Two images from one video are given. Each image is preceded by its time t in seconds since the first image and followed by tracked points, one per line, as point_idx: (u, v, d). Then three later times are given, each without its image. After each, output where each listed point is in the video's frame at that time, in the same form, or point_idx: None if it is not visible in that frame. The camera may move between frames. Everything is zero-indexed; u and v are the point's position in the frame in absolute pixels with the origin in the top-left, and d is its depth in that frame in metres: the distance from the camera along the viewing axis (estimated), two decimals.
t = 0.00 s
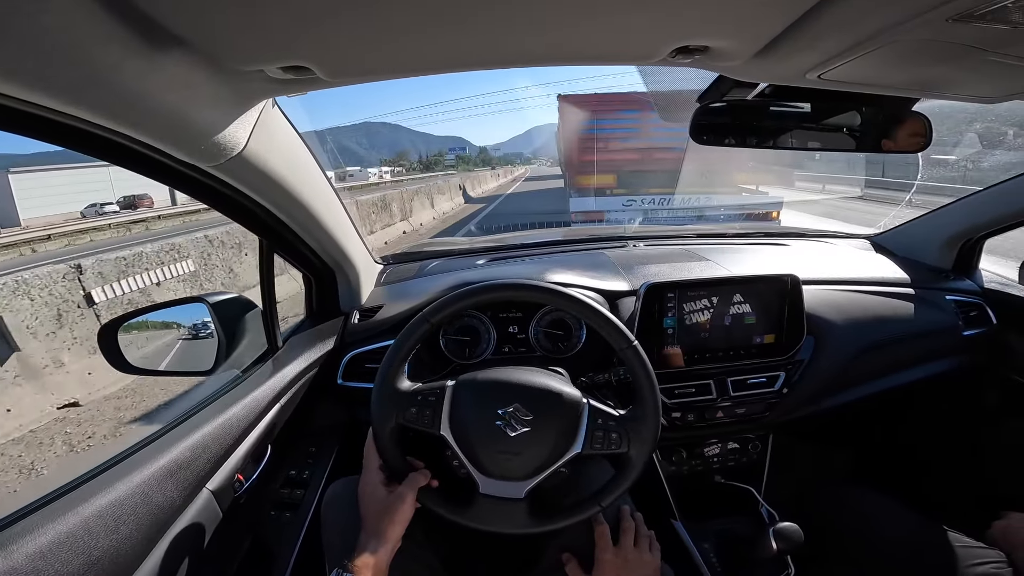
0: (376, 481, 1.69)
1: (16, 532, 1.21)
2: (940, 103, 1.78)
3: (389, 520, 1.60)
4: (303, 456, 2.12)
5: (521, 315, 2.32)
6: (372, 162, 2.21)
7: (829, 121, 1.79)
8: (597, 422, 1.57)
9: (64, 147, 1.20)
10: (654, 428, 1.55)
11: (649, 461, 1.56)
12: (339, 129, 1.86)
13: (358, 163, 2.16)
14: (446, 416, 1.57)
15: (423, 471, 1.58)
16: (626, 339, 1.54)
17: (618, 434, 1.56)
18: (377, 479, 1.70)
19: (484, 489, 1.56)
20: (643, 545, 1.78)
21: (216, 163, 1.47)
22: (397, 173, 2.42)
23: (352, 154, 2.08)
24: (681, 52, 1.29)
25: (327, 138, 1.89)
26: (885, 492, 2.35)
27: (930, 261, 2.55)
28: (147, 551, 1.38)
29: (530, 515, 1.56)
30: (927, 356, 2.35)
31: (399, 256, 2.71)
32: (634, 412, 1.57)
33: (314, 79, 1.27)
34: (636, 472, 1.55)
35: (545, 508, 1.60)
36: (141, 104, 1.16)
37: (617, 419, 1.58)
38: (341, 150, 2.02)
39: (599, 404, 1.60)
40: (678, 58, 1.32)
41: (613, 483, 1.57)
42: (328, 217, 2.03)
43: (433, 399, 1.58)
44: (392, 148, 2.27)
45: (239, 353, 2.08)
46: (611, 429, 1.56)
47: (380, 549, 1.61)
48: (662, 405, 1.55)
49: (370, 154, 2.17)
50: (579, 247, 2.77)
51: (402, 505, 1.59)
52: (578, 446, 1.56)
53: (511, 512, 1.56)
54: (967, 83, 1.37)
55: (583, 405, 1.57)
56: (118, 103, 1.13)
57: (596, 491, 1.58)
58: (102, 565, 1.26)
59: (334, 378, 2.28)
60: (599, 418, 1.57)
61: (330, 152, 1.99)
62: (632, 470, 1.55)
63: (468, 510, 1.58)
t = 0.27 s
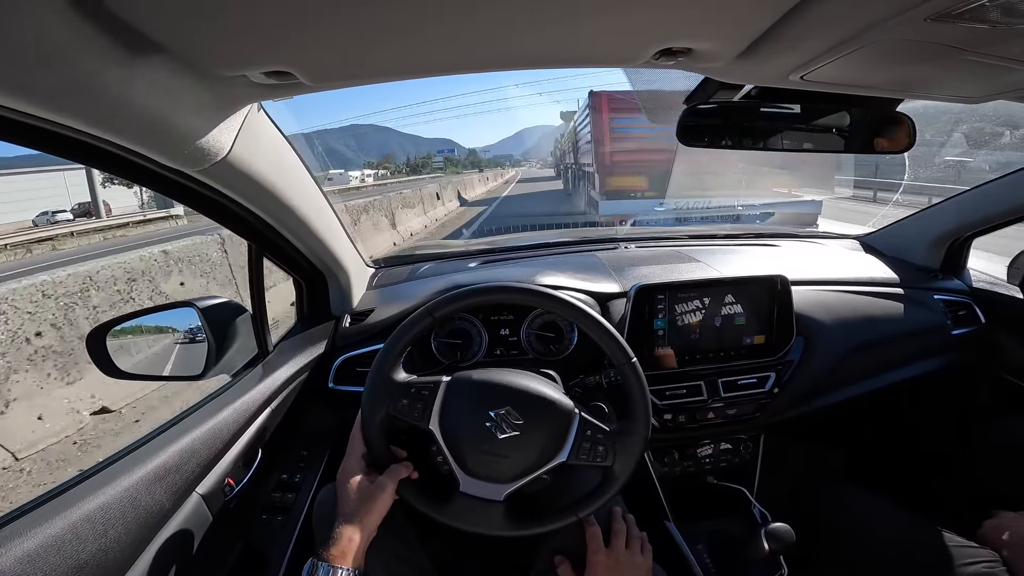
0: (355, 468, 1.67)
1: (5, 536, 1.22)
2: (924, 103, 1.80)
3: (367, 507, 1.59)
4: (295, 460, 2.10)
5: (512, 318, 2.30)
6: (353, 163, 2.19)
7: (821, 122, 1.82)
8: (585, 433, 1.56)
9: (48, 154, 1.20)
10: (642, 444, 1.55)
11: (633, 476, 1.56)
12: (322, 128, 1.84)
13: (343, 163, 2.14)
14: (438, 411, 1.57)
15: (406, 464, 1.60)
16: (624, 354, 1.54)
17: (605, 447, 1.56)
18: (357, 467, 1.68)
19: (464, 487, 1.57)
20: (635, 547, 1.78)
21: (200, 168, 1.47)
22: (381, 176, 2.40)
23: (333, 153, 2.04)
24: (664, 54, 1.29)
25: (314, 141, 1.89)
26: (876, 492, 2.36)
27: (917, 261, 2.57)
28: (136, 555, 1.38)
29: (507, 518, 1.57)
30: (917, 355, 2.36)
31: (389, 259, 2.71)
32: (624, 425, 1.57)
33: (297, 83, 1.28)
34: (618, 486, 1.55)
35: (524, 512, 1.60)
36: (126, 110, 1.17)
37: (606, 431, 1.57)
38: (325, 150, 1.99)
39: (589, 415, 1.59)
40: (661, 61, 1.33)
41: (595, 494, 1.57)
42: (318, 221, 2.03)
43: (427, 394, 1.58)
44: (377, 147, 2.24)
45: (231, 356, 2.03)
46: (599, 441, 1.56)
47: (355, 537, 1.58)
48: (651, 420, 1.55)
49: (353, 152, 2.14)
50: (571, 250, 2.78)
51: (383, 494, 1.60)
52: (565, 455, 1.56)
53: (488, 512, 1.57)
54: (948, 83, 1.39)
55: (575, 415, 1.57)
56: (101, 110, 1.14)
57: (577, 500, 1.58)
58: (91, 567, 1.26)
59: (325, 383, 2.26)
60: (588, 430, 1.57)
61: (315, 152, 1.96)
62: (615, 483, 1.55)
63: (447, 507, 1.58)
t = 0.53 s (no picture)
0: (349, 467, 1.68)
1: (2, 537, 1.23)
2: (911, 103, 1.81)
3: (358, 506, 1.59)
4: (291, 463, 2.11)
5: (507, 319, 2.31)
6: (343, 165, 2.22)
7: (814, 121, 1.83)
8: (578, 435, 1.57)
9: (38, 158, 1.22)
10: (635, 448, 1.56)
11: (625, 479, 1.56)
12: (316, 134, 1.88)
13: (335, 164, 2.18)
14: (433, 409, 1.58)
15: (400, 461, 1.61)
16: (617, 357, 1.56)
17: (597, 450, 1.56)
18: (350, 466, 1.68)
19: (456, 487, 1.57)
20: (627, 548, 1.78)
21: (189, 173, 1.48)
22: (365, 179, 2.43)
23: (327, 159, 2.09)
24: (650, 56, 1.30)
25: (306, 143, 1.90)
26: (871, 491, 2.35)
27: (911, 260, 2.57)
28: (133, 556, 1.39)
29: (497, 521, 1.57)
30: (911, 354, 2.37)
31: (384, 261, 2.72)
32: (618, 429, 1.57)
33: (285, 89, 1.30)
34: (610, 489, 1.55)
35: (515, 513, 1.60)
36: (115, 114, 1.18)
37: (599, 433, 1.58)
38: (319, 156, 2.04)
39: (582, 418, 1.60)
40: (648, 62, 1.33)
41: (587, 496, 1.57)
42: (311, 224, 2.05)
43: (421, 393, 1.59)
44: (366, 150, 2.29)
45: (225, 359, 2.05)
46: (592, 443, 1.56)
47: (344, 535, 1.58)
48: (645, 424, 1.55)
49: (345, 156, 2.19)
50: (566, 250, 2.78)
51: (375, 493, 1.59)
52: (558, 457, 1.56)
53: (479, 513, 1.57)
54: (933, 82, 1.39)
55: (568, 417, 1.57)
56: (90, 115, 1.15)
57: (569, 502, 1.58)
58: (88, 568, 1.27)
59: (321, 386, 2.27)
60: (582, 432, 1.57)
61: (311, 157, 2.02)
62: (607, 486, 1.55)
63: (439, 507, 1.59)
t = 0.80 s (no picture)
0: (353, 475, 1.68)
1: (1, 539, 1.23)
2: (907, 104, 1.83)
3: (364, 517, 1.61)
4: (288, 464, 2.11)
5: (504, 318, 2.31)
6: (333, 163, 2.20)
7: (812, 122, 1.84)
8: (578, 431, 1.57)
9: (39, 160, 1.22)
10: (634, 441, 1.57)
11: (627, 471, 1.57)
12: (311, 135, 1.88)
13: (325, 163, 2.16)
14: (431, 413, 1.58)
15: (401, 468, 1.59)
16: (610, 350, 1.57)
17: (598, 444, 1.57)
18: (353, 474, 1.69)
19: (461, 490, 1.57)
20: (626, 547, 1.79)
21: (187, 174, 1.48)
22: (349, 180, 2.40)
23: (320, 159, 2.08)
24: (648, 57, 1.30)
25: (305, 143, 1.91)
26: (867, 490, 2.36)
27: (905, 260, 2.59)
28: (133, 556, 1.38)
29: (505, 520, 1.57)
30: (906, 353, 2.38)
31: (381, 262, 2.71)
32: (617, 425, 1.58)
33: (283, 89, 1.29)
34: (613, 482, 1.56)
35: (518, 513, 1.60)
36: (112, 115, 1.18)
37: (599, 428, 1.58)
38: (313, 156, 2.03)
39: (581, 413, 1.60)
40: (645, 63, 1.34)
41: (591, 490, 1.57)
42: (309, 225, 2.05)
43: (418, 398, 1.59)
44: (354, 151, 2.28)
45: (223, 359, 2.04)
46: (592, 438, 1.57)
47: (353, 545, 1.61)
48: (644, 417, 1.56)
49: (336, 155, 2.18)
50: (563, 250, 2.79)
51: (379, 501, 1.59)
52: (558, 453, 1.57)
53: (485, 514, 1.57)
54: (929, 83, 1.40)
55: (566, 413, 1.58)
56: (90, 114, 1.15)
57: (571, 499, 1.58)
58: (87, 568, 1.27)
59: (318, 386, 2.27)
60: (581, 428, 1.58)
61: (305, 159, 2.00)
62: (610, 479, 1.56)
63: (443, 510, 1.58)
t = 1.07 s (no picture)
0: (349, 478, 1.66)
1: None
2: (906, 104, 1.83)
3: (361, 521, 1.59)
4: (283, 463, 2.10)
5: (501, 318, 2.29)
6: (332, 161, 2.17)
7: (810, 122, 1.84)
8: (575, 428, 1.57)
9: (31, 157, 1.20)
10: (631, 436, 1.56)
11: (625, 467, 1.57)
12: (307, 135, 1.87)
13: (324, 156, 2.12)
14: (426, 413, 1.58)
15: (399, 471, 1.57)
16: (605, 346, 1.57)
17: (595, 441, 1.56)
18: (349, 477, 1.67)
19: (460, 491, 1.56)
20: (623, 547, 1.78)
21: (180, 170, 1.46)
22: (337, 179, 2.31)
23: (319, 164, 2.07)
24: (646, 54, 1.29)
25: (302, 141, 1.89)
26: (864, 491, 2.36)
27: (902, 260, 2.59)
28: (122, 556, 1.37)
29: (504, 520, 1.55)
30: (903, 354, 2.38)
31: (377, 260, 2.70)
32: (613, 421, 1.58)
33: (278, 85, 1.28)
34: (612, 477, 1.55)
35: (517, 512, 1.59)
36: (104, 111, 1.16)
37: (596, 425, 1.58)
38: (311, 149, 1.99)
39: (577, 411, 1.60)
40: (644, 60, 1.33)
41: (589, 488, 1.57)
42: (305, 223, 2.04)
43: (413, 399, 1.58)
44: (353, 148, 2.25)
45: (217, 358, 2.02)
46: (589, 435, 1.57)
47: (351, 548, 1.60)
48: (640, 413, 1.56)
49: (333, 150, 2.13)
50: (560, 250, 2.78)
51: (376, 504, 1.57)
52: (555, 451, 1.56)
53: (484, 515, 1.55)
54: (927, 82, 1.40)
55: (562, 411, 1.57)
56: (81, 111, 1.13)
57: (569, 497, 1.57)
58: (77, 568, 1.26)
59: (313, 385, 2.26)
60: (578, 425, 1.57)
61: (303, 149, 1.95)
62: (609, 475, 1.56)
63: (441, 511, 1.57)
